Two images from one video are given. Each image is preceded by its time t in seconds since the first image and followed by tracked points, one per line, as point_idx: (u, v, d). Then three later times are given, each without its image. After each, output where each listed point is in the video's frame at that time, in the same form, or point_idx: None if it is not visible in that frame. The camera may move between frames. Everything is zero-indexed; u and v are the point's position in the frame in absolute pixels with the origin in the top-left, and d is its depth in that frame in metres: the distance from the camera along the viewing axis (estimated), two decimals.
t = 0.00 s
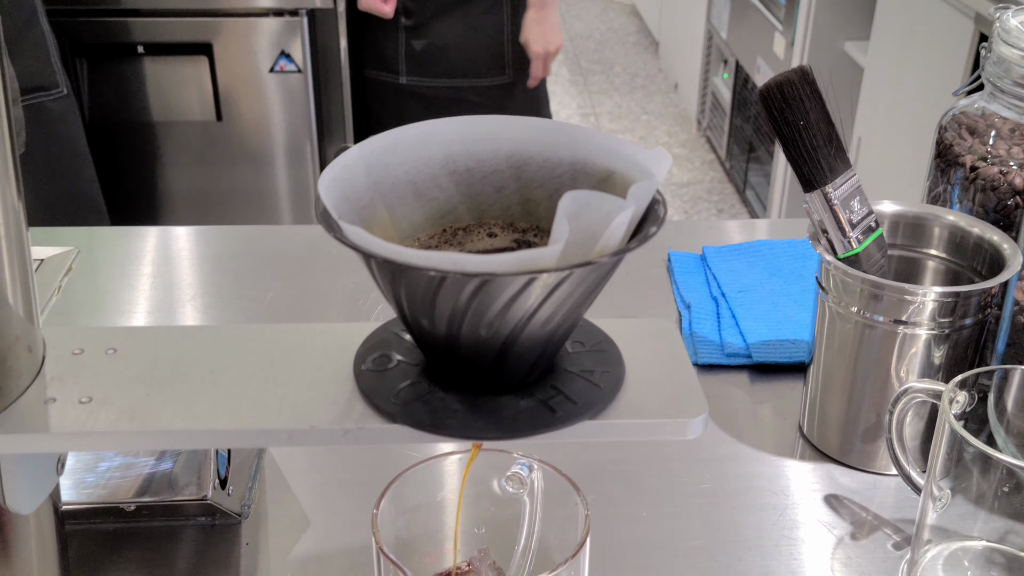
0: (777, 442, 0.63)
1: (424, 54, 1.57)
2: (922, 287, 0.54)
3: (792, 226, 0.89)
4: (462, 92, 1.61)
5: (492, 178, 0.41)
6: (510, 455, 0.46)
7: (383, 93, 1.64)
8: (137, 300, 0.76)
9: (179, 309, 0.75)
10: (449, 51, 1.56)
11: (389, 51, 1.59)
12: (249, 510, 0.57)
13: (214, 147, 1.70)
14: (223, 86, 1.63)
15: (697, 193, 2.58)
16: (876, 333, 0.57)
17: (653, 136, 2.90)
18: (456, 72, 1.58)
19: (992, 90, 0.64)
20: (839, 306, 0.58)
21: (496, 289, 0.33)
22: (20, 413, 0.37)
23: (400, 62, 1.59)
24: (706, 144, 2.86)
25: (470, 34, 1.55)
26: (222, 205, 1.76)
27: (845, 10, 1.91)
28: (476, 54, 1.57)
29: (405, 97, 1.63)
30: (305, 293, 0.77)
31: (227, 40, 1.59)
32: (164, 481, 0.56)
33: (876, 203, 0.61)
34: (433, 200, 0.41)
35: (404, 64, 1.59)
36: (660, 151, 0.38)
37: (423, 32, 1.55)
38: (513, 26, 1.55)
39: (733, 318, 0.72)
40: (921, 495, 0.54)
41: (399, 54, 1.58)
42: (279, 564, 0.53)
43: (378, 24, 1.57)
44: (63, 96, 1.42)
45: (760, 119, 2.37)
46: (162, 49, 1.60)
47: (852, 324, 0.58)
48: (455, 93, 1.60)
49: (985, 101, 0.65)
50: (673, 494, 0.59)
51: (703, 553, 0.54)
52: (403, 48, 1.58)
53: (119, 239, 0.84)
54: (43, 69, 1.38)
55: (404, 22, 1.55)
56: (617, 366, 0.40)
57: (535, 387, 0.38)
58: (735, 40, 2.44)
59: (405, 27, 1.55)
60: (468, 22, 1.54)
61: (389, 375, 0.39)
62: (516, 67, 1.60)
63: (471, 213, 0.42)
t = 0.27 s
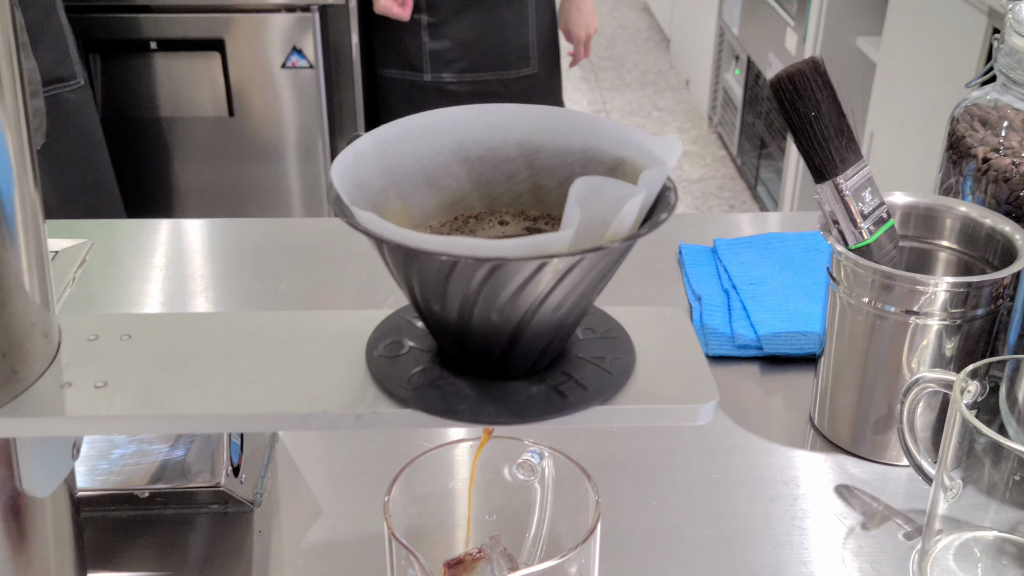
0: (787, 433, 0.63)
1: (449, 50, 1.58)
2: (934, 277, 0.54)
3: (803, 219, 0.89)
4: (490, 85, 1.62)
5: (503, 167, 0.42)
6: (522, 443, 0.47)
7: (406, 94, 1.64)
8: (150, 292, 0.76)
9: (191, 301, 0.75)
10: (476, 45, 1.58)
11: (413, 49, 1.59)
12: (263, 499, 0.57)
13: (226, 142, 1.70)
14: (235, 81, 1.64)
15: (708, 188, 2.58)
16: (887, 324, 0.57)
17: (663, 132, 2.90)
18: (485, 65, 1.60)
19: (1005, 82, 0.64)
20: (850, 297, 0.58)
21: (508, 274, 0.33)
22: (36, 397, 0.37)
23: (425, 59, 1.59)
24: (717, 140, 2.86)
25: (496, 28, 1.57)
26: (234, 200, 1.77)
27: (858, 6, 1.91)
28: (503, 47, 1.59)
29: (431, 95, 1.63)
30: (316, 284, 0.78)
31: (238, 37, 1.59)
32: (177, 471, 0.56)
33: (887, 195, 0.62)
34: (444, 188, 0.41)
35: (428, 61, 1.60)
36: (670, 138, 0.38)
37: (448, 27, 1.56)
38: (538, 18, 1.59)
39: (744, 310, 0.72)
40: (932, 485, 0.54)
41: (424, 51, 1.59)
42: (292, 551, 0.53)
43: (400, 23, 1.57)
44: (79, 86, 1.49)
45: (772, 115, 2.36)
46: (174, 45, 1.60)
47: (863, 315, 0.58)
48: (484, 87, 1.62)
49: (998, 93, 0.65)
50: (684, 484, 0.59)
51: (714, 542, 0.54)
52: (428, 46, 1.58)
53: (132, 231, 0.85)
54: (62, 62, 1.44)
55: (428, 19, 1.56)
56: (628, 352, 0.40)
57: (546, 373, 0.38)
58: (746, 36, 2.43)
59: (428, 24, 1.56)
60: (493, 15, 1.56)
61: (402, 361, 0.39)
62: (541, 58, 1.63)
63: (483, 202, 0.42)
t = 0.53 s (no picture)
0: (794, 416, 0.63)
1: (465, 43, 1.58)
2: (940, 259, 0.54)
3: (812, 207, 0.89)
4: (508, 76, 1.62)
5: (511, 144, 0.42)
6: (530, 420, 0.47)
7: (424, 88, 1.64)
8: (160, 277, 0.77)
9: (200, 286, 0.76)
10: (492, 37, 1.57)
11: (430, 44, 1.59)
12: (272, 479, 0.57)
13: (236, 134, 1.71)
14: (245, 74, 1.64)
15: (718, 183, 2.58)
16: (893, 307, 0.57)
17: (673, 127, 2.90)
18: (502, 56, 1.60)
19: (1013, 66, 0.64)
20: (856, 280, 0.58)
21: (516, 246, 0.33)
22: (51, 370, 0.37)
23: (443, 53, 1.59)
24: (727, 135, 2.86)
25: (512, 19, 1.57)
26: (245, 192, 1.78)
27: None
28: (520, 38, 1.58)
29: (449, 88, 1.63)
30: (326, 271, 0.78)
31: (249, 29, 1.60)
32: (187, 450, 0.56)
33: (894, 178, 0.62)
34: (452, 164, 0.42)
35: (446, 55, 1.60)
36: (676, 113, 0.38)
37: (464, 21, 1.56)
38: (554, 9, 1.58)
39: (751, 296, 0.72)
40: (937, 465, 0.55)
41: (441, 46, 1.59)
42: (302, 531, 0.54)
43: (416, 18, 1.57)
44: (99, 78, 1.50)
45: (781, 109, 2.36)
46: (184, 37, 1.60)
47: (869, 298, 0.58)
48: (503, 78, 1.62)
49: (1005, 78, 0.65)
50: (690, 465, 0.59)
51: (720, 523, 0.55)
52: (444, 40, 1.58)
53: (144, 218, 0.86)
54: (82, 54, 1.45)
55: (444, 13, 1.55)
56: (634, 327, 0.40)
57: (553, 347, 0.39)
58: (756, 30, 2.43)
59: (445, 18, 1.56)
60: (509, 7, 1.55)
61: (410, 335, 0.39)
62: (558, 47, 1.63)
63: (490, 179, 0.43)
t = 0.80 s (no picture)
0: (794, 405, 0.64)
1: (469, 38, 1.58)
2: (939, 247, 0.54)
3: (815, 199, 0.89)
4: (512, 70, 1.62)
5: (510, 129, 0.42)
6: (529, 405, 0.47)
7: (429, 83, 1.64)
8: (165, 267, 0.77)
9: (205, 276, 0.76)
10: (496, 31, 1.57)
11: (435, 38, 1.59)
12: (274, 466, 0.58)
13: (242, 129, 1.72)
14: (251, 68, 1.65)
15: (723, 179, 2.58)
16: (892, 295, 0.57)
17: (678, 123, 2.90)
18: (507, 50, 1.60)
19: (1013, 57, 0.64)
20: (856, 268, 0.59)
21: (514, 227, 0.34)
22: (54, 350, 0.38)
23: (447, 48, 1.59)
24: (732, 131, 2.85)
25: (516, 13, 1.56)
26: (250, 187, 1.78)
27: None
28: (524, 32, 1.58)
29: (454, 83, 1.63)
30: (329, 261, 0.79)
31: (254, 24, 1.60)
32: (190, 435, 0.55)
33: (893, 168, 0.62)
34: (451, 150, 0.42)
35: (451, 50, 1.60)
36: (673, 98, 0.38)
37: (468, 15, 1.56)
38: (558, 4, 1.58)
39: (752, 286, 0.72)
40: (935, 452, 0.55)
41: (446, 40, 1.59)
42: (304, 517, 0.55)
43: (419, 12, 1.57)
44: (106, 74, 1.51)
45: (786, 106, 2.36)
46: (190, 32, 1.61)
47: (868, 286, 0.58)
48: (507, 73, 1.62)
49: (1005, 68, 0.65)
50: (690, 453, 0.59)
51: (719, 508, 0.55)
52: (449, 34, 1.58)
53: (149, 209, 0.86)
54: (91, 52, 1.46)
55: (448, 7, 1.55)
56: (632, 310, 0.40)
57: (551, 330, 0.39)
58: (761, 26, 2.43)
59: (449, 12, 1.56)
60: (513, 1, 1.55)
61: (409, 318, 0.40)
62: (562, 41, 1.62)
63: (489, 163, 0.43)
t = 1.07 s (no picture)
0: (799, 395, 0.64)
1: (476, 32, 1.58)
2: (942, 237, 0.55)
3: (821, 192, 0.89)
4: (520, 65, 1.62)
5: (514, 117, 0.43)
6: (534, 392, 0.47)
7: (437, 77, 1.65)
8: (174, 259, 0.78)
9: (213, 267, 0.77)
10: (504, 26, 1.57)
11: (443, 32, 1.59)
12: (282, 454, 0.58)
13: (251, 125, 1.72)
14: (260, 64, 1.66)
15: (732, 174, 2.58)
16: (896, 285, 0.57)
17: (687, 119, 2.90)
18: (514, 45, 1.60)
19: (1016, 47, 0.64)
20: (859, 259, 0.59)
21: (516, 213, 0.34)
22: (63, 336, 0.38)
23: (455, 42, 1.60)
24: (741, 127, 2.85)
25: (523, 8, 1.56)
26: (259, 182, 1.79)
27: None
28: (531, 28, 1.58)
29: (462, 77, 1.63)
30: (337, 253, 0.79)
31: (262, 20, 1.61)
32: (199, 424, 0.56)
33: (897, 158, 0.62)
34: (456, 138, 0.43)
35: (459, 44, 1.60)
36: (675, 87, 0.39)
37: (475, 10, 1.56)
38: None
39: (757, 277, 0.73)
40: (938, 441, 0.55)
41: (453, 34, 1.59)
42: (311, 505, 0.55)
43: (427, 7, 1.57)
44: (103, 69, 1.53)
45: (795, 101, 2.35)
46: (199, 28, 1.62)
47: (872, 276, 0.58)
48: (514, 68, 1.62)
49: (1009, 59, 0.65)
50: (695, 442, 0.60)
51: (723, 497, 0.55)
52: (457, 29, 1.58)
53: (159, 202, 0.87)
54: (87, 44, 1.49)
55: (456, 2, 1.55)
56: (634, 297, 0.41)
57: (554, 316, 0.40)
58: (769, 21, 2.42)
59: (456, 7, 1.56)
60: None
61: (413, 305, 0.40)
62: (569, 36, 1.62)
63: (493, 151, 0.44)
